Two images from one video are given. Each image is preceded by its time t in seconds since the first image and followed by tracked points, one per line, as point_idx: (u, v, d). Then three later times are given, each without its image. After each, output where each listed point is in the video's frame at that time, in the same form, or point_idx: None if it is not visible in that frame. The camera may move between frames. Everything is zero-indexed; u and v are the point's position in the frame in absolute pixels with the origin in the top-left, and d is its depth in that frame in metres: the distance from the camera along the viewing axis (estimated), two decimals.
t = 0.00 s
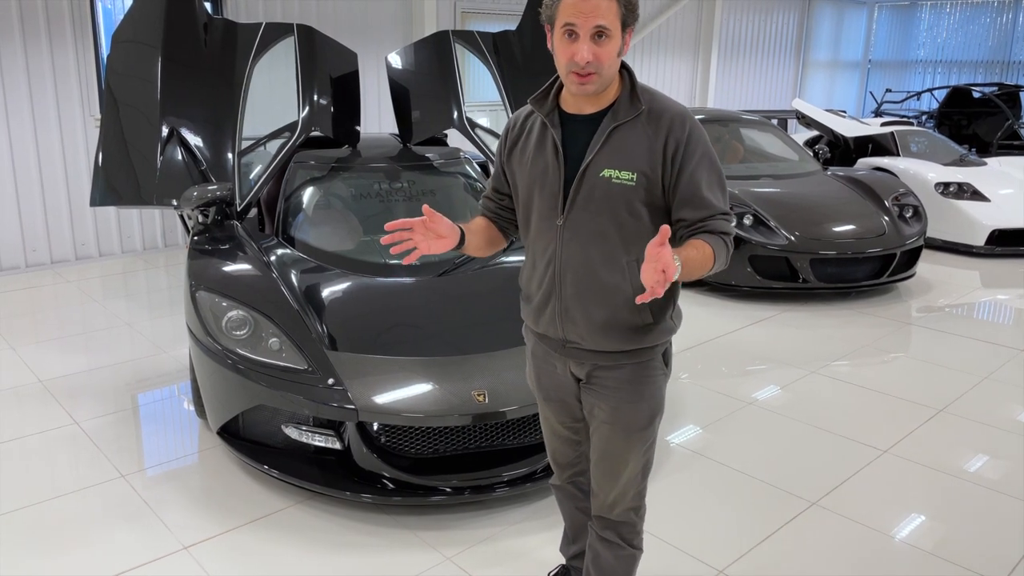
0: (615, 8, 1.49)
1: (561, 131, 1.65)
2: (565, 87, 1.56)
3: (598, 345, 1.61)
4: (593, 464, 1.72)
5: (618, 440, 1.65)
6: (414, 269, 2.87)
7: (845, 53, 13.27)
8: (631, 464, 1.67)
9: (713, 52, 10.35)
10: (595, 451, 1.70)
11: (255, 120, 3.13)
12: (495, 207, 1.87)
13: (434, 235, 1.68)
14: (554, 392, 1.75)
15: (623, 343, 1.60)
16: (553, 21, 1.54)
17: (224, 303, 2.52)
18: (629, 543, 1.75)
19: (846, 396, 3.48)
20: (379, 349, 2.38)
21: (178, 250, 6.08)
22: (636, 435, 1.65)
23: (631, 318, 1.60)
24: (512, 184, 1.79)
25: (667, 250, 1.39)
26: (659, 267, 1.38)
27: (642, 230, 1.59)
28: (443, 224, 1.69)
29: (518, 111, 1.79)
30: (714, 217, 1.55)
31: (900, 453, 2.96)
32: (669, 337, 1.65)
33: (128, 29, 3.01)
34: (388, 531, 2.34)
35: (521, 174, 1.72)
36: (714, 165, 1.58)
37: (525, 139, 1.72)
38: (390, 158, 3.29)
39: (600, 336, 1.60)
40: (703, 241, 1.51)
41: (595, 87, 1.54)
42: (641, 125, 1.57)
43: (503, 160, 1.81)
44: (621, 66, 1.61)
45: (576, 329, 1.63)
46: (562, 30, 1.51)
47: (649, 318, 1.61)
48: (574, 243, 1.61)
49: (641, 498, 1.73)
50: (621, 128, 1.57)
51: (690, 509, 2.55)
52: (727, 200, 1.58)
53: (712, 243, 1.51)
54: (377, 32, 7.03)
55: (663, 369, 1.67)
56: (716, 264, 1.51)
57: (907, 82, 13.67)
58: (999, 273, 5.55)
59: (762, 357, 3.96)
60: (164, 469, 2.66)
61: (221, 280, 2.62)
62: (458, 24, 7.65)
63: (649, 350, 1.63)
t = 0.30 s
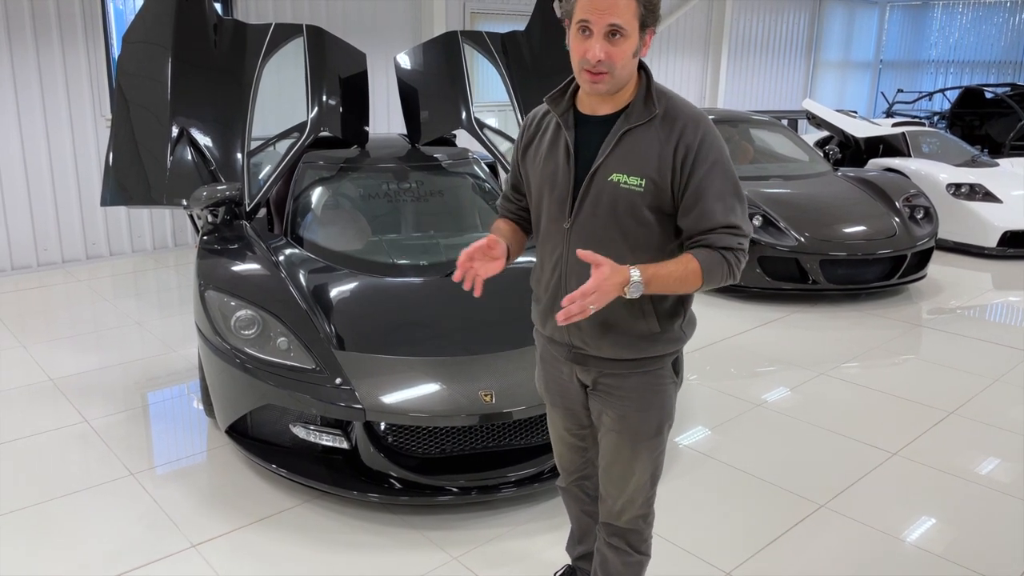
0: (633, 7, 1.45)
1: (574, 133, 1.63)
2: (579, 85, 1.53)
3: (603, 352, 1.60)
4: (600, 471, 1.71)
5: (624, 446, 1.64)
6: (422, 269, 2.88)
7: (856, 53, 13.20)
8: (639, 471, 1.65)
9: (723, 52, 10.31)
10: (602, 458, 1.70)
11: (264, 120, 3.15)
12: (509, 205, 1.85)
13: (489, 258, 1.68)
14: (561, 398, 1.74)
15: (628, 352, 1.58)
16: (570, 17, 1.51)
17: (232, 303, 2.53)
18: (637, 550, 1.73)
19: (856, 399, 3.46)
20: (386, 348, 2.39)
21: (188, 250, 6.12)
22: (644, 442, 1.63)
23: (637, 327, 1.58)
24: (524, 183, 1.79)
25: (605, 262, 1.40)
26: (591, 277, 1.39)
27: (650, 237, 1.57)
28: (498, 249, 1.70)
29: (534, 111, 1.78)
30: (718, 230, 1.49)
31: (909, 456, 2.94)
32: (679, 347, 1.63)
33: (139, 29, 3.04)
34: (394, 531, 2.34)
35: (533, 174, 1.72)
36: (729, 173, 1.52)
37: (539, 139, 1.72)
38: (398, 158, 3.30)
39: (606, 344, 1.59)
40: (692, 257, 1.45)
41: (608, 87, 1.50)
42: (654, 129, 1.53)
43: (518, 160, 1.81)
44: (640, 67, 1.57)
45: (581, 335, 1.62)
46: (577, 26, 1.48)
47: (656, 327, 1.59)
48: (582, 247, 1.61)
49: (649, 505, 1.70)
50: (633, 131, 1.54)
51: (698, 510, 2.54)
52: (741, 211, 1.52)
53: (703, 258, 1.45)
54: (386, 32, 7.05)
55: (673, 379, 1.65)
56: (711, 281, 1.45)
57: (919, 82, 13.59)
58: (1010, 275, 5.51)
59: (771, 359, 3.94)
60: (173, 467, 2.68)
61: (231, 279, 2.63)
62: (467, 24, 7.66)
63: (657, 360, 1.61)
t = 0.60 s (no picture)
0: (656, 8, 1.43)
1: (591, 135, 1.62)
2: (596, 84, 1.52)
3: (608, 357, 1.60)
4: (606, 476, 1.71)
5: (627, 452, 1.63)
6: (430, 269, 2.88)
7: (867, 53, 13.13)
8: (644, 477, 1.64)
9: (733, 52, 10.28)
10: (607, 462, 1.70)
11: (273, 121, 3.17)
12: (528, 203, 1.85)
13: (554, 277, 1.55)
14: (567, 400, 1.74)
15: (633, 359, 1.58)
16: (592, 13, 1.50)
17: (240, 302, 2.54)
18: (644, 554, 1.72)
19: (865, 401, 3.44)
20: (392, 347, 2.40)
21: (197, 249, 6.14)
22: (649, 448, 1.62)
23: (644, 335, 1.58)
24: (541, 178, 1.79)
25: (581, 267, 1.49)
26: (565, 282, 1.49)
27: (659, 245, 1.56)
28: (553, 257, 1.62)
29: (558, 103, 1.77)
30: (719, 245, 1.48)
31: (919, 458, 2.92)
32: (687, 356, 1.61)
33: (149, 28, 3.04)
34: (401, 530, 2.34)
35: (549, 172, 1.72)
36: (743, 184, 1.48)
37: (556, 138, 1.72)
38: (407, 158, 3.30)
39: (612, 350, 1.59)
40: (683, 267, 1.48)
41: (624, 87, 1.49)
42: (670, 134, 1.50)
43: (536, 155, 1.80)
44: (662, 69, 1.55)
45: (586, 338, 1.63)
46: (598, 23, 1.47)
47: (662, 336, 1.58)
48: (591, 251, 1.60)
49: (656, 510, 1.69)
50: (647, 136, 1.51)
51: (705, 512, 2.53)
52: (750, 226, 1.50)
53: (696, 272, 1.47)
54: (395, 32, 7.06)
55: (682, 388, 1.64)
56: (702, 295, 1.47)
57: (930, 82, 13.50)
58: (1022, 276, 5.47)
59: (780, 360, 3.92)
60: (182, 465, 2.69)
61: (239, 279, 2.64)
62: (476, 25, 7.67)
63: (665, 368, 1.60)
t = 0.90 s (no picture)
0: (680, 11, 1.42)
1: (611, 137, 1.61)
2: (617, 87, 1.51)
3: (623, 362, 1.60)
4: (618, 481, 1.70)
5: (640, 457, 1.63)
6: (438, 269, 2.89)
7: (879, 53, 13.06)
8: (656, 480, 1.64)
9: (743, 52, 10.25)
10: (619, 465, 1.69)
11: (283, 121, 3.19)
12: (543, 203, 1.85)
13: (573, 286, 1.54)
14: (577, 404, 1.73)
15: (649, 365, 1.58)
16: (614, 16, 1.48)
17: (251, 301, 2.55)
18: (654, 558, 1.71)
19: (875, 402, 3.42)
20: (400, 347, 2.40)
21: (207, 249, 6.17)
22: (662, 453, 1.61)
23: (660, 342, 1.58)
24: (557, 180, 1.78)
25: (602, 274, 1.48)
26: (587, 289, 1.47)
27: (679, 251, 1.55)
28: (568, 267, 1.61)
29: (576, 100, 1.76)
30: (743, 254, 1.47)
31: (930, 461, 2.90)
32: (703, 363, 1.61)
33: (159, 29, 3.05)
34: (410, 530, 2.34)
35: (565, 174, 1.72)
36: (768, 193, 1.48)
37: (573, 140, 1.71)
38: (416, 158, 3.31)
39: (627, 356, 1.59)
40: (706, 276, 1.48)
41: (646, 91, 1.47)
42: (693, 142, 1.49)
43: (551, 156, 1.80)
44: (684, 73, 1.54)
45: (601, 343, 1.62)
46: (620, 26, 1.45)
47: (679, 343, 1.58)
48: (608, 256, 1.60)
49: (667, 515, 1.69)
50: (669, 142, 1.51)
51: (714, 514, 2.53)
52: (775, 235, 1.48)
53: (720, 281, 1.47)
54: (405, 32, 7.08)
55: (697, 394, 1.63)
56: (725, 304, 1.47)
57: (942, 82, 13.42)
58: None
59: (790, 361, 3.91)
60: (193, 464, 2.71)
61: (249, 279, 2.65)
62: (485, 25, 7.67)
63: (680, 374, 1.60)
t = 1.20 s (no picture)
0: (698, 13, 1.41)
1: (624, 138, 1.60)
2: (633, 89, 1.50)
3: (637, 366, 1.58)
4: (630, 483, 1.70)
5: (653, 460, 1.63)
6: (448, 269, 2.89)
7: (891, 53, 12.99)
8: (668, 482, 1.63)
9: (753, 52, 10.21)
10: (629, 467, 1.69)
11: (293, 121, 3.19)
12: (550, 204, 1.85)
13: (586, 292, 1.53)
14: (587, 406, 1.72)
15: (663, 367, 1.57)
16: (629, 17, 1.47)
17: (260, 300, 2.56)
18: (665, 559, 1.71)
19: (886, 404, 3.40)
20: (408, 347, 2.40)
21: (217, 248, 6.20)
22: (675, 456, 1.61)
23: (675, 344, 1.57)
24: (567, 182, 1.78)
25: (619, 278, 1.47)
26: (604, 294, 1.47)
27: (696, 254, 1.55)
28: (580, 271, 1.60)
29: (586, 99, 1.74)
30: (762, 256, 1.48)
31: (941, 463, 2.88)
32: (716, 364, 1.61)
33: (172, 29, 3.09)
34: (420, 530, 2.34)
35: (577, 176, 1.70)
36: (787, 195, 1.47)
37: (586, 139, 1.69)
38: (425, 158, 3.32)
39: (642, 360, 1.58)
40: (724, 278, 1.48)
41: (663, 93, 1.47)
42: (710, 144, 1.49)
43: (560, 157, 1.80)
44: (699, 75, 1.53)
45: (615, 347, 1.61)
46: (637, 28, 1.44)
47: (694, 345, 1.57)
48: (623, 259, 1.58)
49: (679, 516, 1.68)
50: (687, 144, 1.50)
51: (723, 515, 2.52)
52: (794, 237, 1.49)
53: (738, 283, 1.46)
54: (414, 33, 7.09)
55: (709, 395, 1.63)
56: (744, 305, 1.47)
57: (954, 83, 13.33)
58: None
59: (800, 363, 3.89)
60: (203, 462, 2.72)
61: (259, 279, 2.65)
62: (494, 25, 7.68)
63: (693, 376, 1.59)
